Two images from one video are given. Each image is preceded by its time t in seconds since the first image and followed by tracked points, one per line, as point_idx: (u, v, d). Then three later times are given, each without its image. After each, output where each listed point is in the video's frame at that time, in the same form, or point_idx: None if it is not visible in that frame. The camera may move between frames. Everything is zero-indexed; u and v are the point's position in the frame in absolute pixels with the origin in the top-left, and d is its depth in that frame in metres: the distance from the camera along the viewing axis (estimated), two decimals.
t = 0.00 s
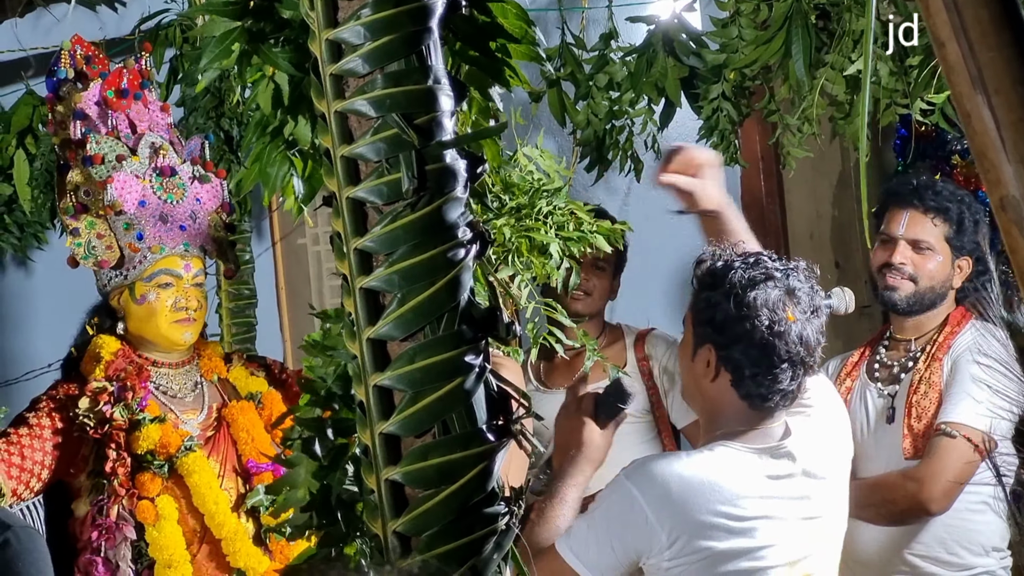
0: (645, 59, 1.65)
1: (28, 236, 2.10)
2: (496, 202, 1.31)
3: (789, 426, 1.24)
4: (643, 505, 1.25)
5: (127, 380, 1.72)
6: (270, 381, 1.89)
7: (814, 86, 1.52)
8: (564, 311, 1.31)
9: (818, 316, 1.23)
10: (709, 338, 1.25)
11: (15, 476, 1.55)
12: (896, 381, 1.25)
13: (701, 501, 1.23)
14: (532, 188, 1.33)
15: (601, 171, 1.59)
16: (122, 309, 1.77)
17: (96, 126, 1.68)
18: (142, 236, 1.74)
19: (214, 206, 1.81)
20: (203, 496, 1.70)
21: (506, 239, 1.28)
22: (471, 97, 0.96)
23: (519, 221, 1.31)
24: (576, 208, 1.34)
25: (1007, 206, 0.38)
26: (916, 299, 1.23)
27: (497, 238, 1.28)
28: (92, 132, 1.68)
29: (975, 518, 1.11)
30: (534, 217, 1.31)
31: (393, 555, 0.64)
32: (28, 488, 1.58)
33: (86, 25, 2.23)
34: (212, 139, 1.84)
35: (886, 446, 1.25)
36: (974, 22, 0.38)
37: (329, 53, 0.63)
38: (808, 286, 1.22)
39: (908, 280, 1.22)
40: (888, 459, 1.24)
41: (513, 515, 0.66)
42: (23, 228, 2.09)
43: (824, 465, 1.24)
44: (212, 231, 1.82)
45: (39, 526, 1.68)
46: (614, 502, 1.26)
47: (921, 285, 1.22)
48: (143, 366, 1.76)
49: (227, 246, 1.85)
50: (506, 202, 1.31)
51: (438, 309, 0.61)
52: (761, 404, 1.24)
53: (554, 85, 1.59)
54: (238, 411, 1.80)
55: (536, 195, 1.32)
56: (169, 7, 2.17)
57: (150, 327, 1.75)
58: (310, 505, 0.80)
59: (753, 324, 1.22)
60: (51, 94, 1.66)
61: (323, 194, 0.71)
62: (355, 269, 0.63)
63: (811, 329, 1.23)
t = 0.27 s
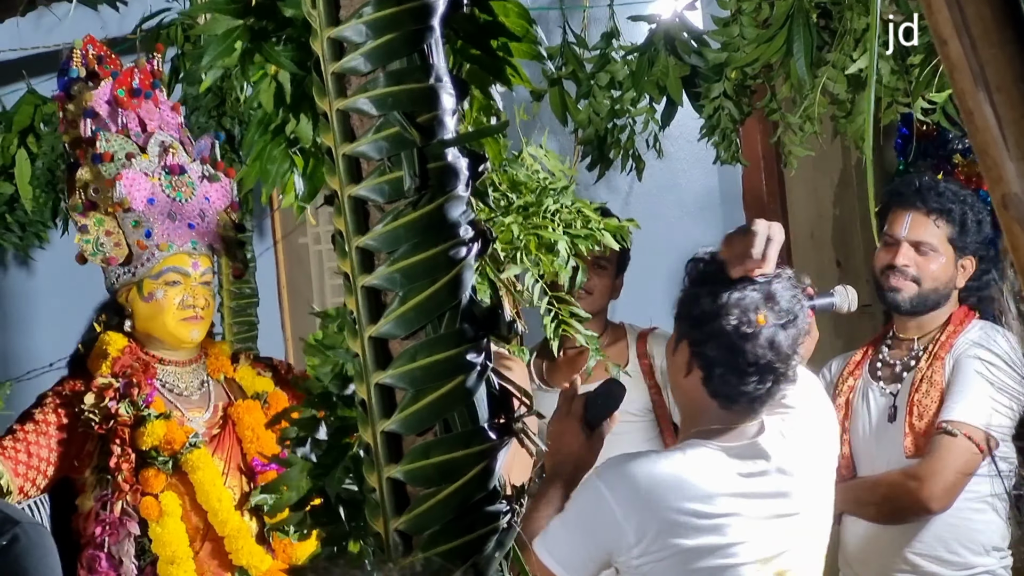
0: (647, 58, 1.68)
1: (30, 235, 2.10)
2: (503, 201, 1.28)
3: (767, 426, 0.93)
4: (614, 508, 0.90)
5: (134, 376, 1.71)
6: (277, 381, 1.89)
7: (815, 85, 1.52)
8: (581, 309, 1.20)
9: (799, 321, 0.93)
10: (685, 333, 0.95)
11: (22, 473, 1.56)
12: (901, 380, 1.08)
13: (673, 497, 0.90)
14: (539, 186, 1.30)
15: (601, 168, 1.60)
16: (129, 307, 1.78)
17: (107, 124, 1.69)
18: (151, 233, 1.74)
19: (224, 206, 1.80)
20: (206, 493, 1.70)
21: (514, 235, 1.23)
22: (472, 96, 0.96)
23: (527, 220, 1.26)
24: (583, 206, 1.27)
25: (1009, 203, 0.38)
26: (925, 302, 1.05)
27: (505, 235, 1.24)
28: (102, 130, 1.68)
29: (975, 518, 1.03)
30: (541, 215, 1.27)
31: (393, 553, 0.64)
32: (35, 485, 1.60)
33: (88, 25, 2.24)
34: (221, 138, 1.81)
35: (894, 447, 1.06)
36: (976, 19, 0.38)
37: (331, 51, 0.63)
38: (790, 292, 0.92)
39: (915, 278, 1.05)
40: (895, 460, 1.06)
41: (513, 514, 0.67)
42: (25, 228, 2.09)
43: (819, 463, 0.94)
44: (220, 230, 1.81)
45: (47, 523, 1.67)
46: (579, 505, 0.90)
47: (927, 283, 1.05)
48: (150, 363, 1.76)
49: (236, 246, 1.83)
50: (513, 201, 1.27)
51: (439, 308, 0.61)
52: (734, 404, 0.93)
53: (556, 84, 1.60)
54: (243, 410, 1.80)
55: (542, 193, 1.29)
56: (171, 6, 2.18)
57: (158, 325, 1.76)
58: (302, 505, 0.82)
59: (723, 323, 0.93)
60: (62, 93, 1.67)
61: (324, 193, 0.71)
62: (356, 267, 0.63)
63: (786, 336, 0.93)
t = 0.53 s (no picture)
0: (646, 57, 1.63)
1: (31, 234, 2.10)
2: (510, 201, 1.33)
3: (731, 422, 1.20)
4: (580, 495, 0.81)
5: (137, 375, 1.72)
6: (279, 381, 1.88)
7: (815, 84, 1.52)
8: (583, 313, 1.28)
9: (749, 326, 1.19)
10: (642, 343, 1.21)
11: (25, 472, 1.57)
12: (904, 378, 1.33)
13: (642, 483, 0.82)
14: (546, 186, 1.35)
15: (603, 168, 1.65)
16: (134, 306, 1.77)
17: (115, 122, 1.69)
18: (157, 234, 1.74)
19: (229, 206, 1.82)
20: (208, 491, 1.70)
21: (521, 236, 1.31)
22: (472, 94, 0.96)
23: (534, 220, 1.33)
24: (589, 206, 1.34)
25: (1006, 202, 0.38)
26: (918, 300, 1.29)
27: (512, 235, 1.31)
28: (110, 128, 1.69)
29: (975, 518, 1.26)
30: (548, 215, 1.33)
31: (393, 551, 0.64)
32: (36, 484, 1.60)
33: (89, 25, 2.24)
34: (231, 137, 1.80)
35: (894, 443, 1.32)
36: (972, 18, 0.38)
37: (329, 51, 0.63)
38: (743, 296, 1.19)
39: (909, 282, 1.29)
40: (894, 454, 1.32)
41: (513, 513, 0.66)
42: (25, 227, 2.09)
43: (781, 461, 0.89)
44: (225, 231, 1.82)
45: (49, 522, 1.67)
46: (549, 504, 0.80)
47: (920, 287, 1.29)
48: (153, 362, 1.76)
49: (241, 246, 1.85)
50: (520, 202, 1.33)
51: (438, 307, 0.61)
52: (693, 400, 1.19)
53: (555, 83, 1.60)
54: (247, 409, 1.79)
55: (549, 192, 1.34)
56: (170, 6, 2.18)
57: (161, 325, 1.75)
58: (308, 503, 0.80)
59: (672, 330, 1.18)
60: (71, 89, 1.68)
61: (325, 192, 0.71)
62: (355, 266, 0.63)
63: (737, 337, 1.19)
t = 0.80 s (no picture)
0: (649, 56, 1.63)
1: (33, 233, 2.10)
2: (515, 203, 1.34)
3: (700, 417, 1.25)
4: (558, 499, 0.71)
5: (141, 374, 1.71)
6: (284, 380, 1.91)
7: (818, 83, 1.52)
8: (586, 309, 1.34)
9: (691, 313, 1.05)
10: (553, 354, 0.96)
11: (30, 472, 1.56)
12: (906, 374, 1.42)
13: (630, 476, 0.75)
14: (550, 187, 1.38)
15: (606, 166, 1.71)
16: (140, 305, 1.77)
17: (123, 119, 1.70)
18: (163, 234, 1.74)
19: (237, 205, 1.83)
20: (211, 490, 1.70)
21: (524, 237, 1.31)
22: (476, 93, 0.96)
23: (538, 220, 1.34)
24: (594, 206, 1.36)
25: (1010, 200, 0.38)
26: (923, 300, 1.32)
27: (517, 236, 1.32)
28: (118, 125, 1.70)
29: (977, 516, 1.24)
30: (552, 215, 1.34)
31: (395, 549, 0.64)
32: (40, 483, 1.59)
33: (91, 23, 2.24)
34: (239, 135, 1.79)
35: (896, 438, 1.40)
36: (977, 16, 0.38)
37: (333, 49, 0.63)
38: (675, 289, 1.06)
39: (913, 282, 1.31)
40: (896, 450, 1.40)
41: (515, 512, 0.67)
42: (28, 226, 2.09)
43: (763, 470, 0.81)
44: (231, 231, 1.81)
45: (53, 521, 1.67)
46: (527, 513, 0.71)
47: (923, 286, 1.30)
48: (157, 361, 1.76)
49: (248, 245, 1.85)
50: (524, 202, 1.34)
51: (441, 306, 0.61)
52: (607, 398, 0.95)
53: (559, 82, 1.60)
54: (251, 409, 1.80)
55: (553, 194, 1.36)
56: (173, 4, 2.18)
57: (166, 325, 1.75)
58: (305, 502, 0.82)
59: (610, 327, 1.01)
60: (81, 84, 1.69)
61: (329, 191, 0.71)
62: (359, 264, 0.63)
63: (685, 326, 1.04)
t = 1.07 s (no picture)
0: (651, 57, 1.62)
1: (35, 234, 2.10)
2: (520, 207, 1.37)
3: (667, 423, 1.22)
4: (540, 519, 1.13)
5: (143, 375, 1.72)
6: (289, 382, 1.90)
7: (820, 84, 1.52)
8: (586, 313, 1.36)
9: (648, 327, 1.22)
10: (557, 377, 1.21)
11: (31, 473, 1.58)
12: (909, 374, 1.44)
13: (590, 506, 1.12)
14: (556, 189, 1.41)
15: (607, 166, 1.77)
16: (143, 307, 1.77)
17: (127, 120, 1.69)
18: (166, 234, 1.74)
19: (241, 206, 1.81)
20: (212, 493, 1.69)
21: (533, 240, 1.33)
22: (477, 93, 0.96)
23: (545, 223, 1.37)
24: (600, 209, 1.43)
25: (1013, 201, 0.37)
26: (928, 298, 1.40)
27: (525, 239, 1.33)
28: (122, 126, 1.69)
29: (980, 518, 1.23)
30: (559, 218, 1.38)
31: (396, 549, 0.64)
32: (41, 484, 1.60)
33: (93, 25, 2.25)
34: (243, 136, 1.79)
35: (897, 439, 1.43)
36: (979, 16, 0.37)
37: (335, 50, 0.63)
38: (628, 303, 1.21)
39: (916, 280, 1.41)
40: (897, 452, 1.43)
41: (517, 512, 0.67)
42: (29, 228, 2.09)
43: (709, 485, 1.16)
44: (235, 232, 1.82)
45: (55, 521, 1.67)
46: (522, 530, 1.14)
47: (928, 283, 1.40)
48: (160, 362, 1.76)
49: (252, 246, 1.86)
50: (531, 205, 1.37)
51: (443, 306, 0.61)
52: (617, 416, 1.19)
53: (560, 83, 1.61)
54: (254, 411, 1.79)
55: (559, 197, 1.39)
56: (174, 6, 2.18)
57: (169, 326, 1.75)
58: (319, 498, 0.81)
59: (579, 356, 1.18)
60: (86, 85, 1.69)
61: (330, 193, 0.71)
62: (361, 264, 0.63)
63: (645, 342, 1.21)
